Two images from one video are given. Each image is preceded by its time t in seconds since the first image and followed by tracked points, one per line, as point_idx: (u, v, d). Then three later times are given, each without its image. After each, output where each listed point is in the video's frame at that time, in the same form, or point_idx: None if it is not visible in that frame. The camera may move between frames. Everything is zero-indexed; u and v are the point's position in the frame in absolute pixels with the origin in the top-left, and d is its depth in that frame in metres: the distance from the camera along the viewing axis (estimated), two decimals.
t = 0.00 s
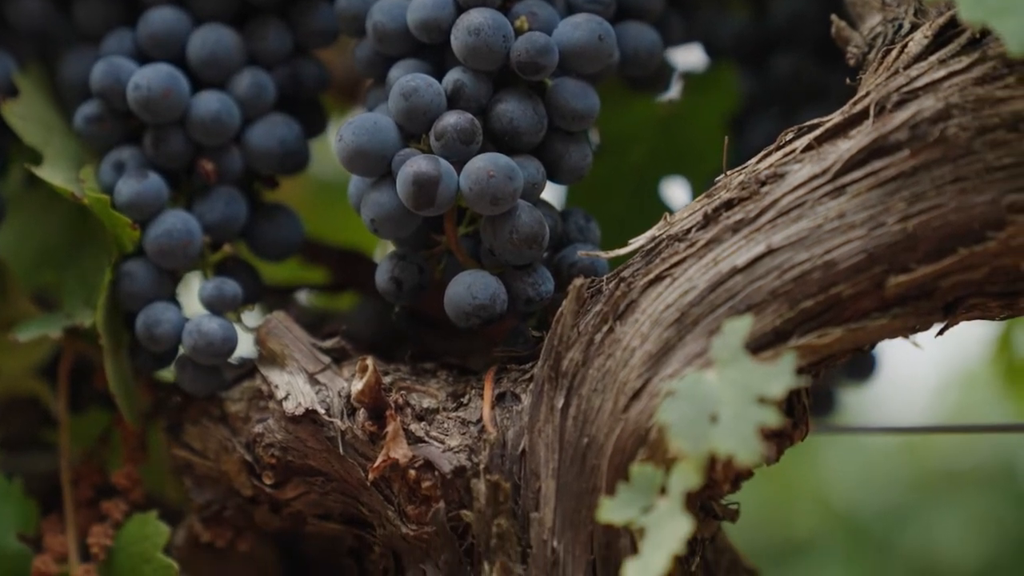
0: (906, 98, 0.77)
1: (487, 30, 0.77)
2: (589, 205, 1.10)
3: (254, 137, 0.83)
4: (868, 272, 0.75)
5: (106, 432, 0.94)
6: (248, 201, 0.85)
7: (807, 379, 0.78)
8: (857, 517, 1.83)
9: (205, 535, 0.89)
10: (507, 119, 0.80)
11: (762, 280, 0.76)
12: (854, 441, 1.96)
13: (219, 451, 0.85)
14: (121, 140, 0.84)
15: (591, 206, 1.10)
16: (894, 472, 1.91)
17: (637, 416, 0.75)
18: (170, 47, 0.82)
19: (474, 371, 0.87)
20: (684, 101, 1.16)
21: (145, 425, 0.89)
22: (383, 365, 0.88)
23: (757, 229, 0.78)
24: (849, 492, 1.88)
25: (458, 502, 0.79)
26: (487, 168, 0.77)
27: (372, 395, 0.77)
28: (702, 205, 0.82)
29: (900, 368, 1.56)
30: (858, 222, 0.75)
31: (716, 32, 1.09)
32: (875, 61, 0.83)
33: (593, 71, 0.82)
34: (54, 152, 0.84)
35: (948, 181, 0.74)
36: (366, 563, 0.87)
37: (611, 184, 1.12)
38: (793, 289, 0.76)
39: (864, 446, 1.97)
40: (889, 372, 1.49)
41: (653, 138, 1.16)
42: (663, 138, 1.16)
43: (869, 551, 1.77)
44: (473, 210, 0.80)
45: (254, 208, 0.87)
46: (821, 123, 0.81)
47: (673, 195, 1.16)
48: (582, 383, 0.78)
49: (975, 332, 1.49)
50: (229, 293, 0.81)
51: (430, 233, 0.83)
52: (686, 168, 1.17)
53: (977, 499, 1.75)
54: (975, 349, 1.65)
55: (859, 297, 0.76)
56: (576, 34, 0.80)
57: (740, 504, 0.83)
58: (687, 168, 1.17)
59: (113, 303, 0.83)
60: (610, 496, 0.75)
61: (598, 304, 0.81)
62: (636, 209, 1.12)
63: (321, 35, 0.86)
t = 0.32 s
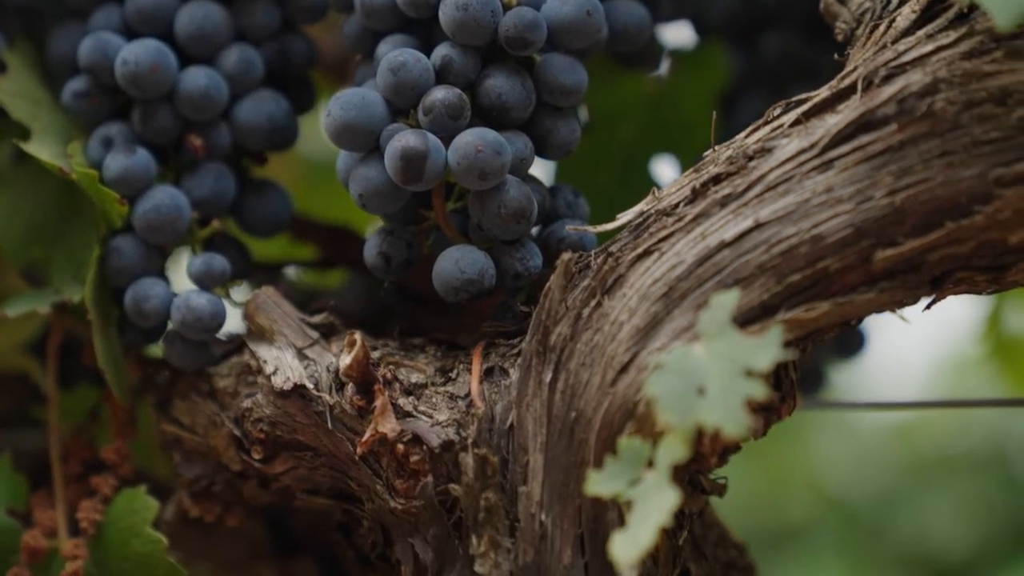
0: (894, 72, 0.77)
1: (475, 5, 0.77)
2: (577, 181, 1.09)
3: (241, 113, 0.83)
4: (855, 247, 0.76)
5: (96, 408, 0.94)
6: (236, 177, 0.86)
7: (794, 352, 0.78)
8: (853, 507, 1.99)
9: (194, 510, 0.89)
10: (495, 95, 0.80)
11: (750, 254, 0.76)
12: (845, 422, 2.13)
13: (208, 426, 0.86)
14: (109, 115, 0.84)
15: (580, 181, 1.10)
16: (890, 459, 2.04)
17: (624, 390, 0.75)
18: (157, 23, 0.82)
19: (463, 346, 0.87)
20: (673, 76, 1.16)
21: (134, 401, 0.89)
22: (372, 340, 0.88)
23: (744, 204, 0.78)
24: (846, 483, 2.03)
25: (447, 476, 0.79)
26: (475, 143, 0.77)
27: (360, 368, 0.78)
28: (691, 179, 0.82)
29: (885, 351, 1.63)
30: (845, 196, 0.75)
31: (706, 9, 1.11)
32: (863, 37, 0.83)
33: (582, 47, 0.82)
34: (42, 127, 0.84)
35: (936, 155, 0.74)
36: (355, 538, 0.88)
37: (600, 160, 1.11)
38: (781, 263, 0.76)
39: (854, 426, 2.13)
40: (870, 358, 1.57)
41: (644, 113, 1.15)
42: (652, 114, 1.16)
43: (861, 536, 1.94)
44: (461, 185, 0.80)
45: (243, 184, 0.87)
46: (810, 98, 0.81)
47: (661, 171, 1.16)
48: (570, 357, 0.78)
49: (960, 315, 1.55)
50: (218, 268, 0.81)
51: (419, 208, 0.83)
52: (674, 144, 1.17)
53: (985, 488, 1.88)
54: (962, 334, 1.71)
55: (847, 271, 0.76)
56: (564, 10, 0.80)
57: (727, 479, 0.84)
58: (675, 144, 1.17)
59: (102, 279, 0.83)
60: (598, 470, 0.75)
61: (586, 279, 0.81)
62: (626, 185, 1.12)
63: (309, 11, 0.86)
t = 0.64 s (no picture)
0: (882, 45, 0.77)
1: None
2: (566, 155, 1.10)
3: (229, 87, 0.82)
4: (842, 219, 0.76)
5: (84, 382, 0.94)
6: (225, 152, 0.85)
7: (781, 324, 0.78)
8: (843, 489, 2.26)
9: (184, 484, 0.89)
10: (483, 68, 0.80)
11: (737, 227, 0.76)
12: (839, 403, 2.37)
13: (197, 400, 0.86)
14: (97, 89, 0.84)
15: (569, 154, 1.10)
16: (879, 443, 2.29)
17: (612, 362, 0.75)
18: None
19: (451, 320, 0.87)
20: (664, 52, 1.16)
21: (122, 375, 0.90)
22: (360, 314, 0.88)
23: (732, 176, 0.78)
24: (834, 463, 2.30)
25: (435, 449, 0.79)
26: (463, 116, 0.76)
27: (348, 343, 0.78)
28: (679, 152, 0.82)
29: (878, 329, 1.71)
30: (833, 168, 0.75)
31: None
32: (851, 9, 0.83)
33: (570, 20, 0.82)
34: (29, 101, 0.84)
35: (923, 127, 0.75)
36: (344, 511, 0.88)
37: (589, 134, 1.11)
38: (769, 236, 0.76)
39: (849, 405, 2.37)
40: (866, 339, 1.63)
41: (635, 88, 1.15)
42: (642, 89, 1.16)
43: (857, 518, 2.21)
44: (449, 159, 0.80)
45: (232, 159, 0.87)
46: (798, 71, 0.81)
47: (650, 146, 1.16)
48: (558, 330, 0.78)
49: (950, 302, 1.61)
50: (206, 242, 0.81)
51: (407, 182, 0.83)
52: (663, 120, 1.17)
53: (964, 470, 2.17)
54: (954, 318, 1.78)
55: (835, 243, 0.76)
56: None
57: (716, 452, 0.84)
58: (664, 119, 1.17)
59: (90, 253, 0.83)
60: (586, 442, 0.75)
61: (574, 252, 0.81)
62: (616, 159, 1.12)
63: None
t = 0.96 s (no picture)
0: (870, 16, 0.76)
1: None
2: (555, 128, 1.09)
3: (217, 60, 0.82)
4: (830, 190, 0.76)
5: (73, 357, 0.94)
6: (213, 125, 0.85)
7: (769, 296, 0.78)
8: (840, 470, 2.34)
9: (173, 457, 0.91)
10: (471, 40, 0.79)
11: (725, 198, 0.76)
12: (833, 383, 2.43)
13: (186, 373, 0.86)
14: (84, 63, 0.84)
15: (557, 128, 1.10)
16: (873, 424, 2.37)
17: (600, 334, 0.75)
18: None
19: (440, 293, 0.87)
20: (652, 26, 1.16)
21: (111, 349, 0.90)
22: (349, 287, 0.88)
23: (720, 148, 0.78)
24: (829, 445, 2.36)
25: (424, 421, 0.79)
26: (451, 88, 0.76)
27: (336, 316, 0.79)
28: (667, 125, 0.82)
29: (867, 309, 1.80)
30: (821, 139, 0.75)
31: None
32: None
33: None
34: (16, 75, 0.83)
35: (910, 97, 0.74)
36: (333, 485, 0.88)
37: (578, 107, 1.11)
38: (757, 207, 0.76)
39: (842, 385, 2.43)
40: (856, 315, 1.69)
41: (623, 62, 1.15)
42: (631, 63, 1.16)
43: (851, 498, 2.30)
44: (437, 131, 0.80)
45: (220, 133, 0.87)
46: (786, 42, 0.80)
47: (638, 120, 1.16)
48: (546, 303, 0.78)
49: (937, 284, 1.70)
50: (194, 215, 0.81)
51: (395, 155, 0.83)
52: (651, 94, 1.17)
53: (959, 450, 2.28)
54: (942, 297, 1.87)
55: (823, 215, 0.76)
56: None
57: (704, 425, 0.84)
58: (652, 94, 1.17)
59: (78, 226, 0.83)
60: (574, 413, 0.75)
61: (562, 224, 0.81)
62: (604, 132, 1.12)
63: None
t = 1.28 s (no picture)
0: None
1: None
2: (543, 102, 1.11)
3: (203, 33, 0.82)
4: (818, 161, 0.74)
5: (63, 331, 0.94)
6: (200, 99, 0.85)
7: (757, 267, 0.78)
8: (832, 448, 2.54)
9: (162, 431, 0.92)
10: (458, 13, 0.79)
11: (712, 169, 0.75)
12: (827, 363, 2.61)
13: (175, 346, 0.87)
14: (71, 36, 0.84)
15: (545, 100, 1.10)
16: (862, 401, 2.56)
17: (588, 306, 0.74)
18: None
19: (428, 266, 0.87)
20: None
21: (100, 323, 0.90)
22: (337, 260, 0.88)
23: (708, 119, 0.77)
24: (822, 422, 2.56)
25: (412, 393, 0.79)
26: (439, 60, 0.76)
27: (324, 288, 0.79)
28: (654, 96, 0.82)
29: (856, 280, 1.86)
30: (809, 110, 0.74)
31: None
32: None
33: None
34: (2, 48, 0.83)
35: (898, 68, 0.72)
36: (322, 457, 0.89)
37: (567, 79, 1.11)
38: (745, 178, 0.75)
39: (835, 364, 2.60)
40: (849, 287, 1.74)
41: (613, 35, 1.15)
42: (621, 36, 1.15)
43: (845, 477, 2.50)
44: (425, 104, 0.80)
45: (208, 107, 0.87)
46: (774, 13, 0.79)
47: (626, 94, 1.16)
48: (535, 275, 0.78)
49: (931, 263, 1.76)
50: (182, 189, 0.81)
51: (384, 128, 0.83)
52: (640, 68, 1.17)
53: (953, 429, 2.46)
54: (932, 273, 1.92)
55: (811, 185, 0.75)
56: None
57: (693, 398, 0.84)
58: (641, 67, 1.17)
59: (66, 200, 0.83)
60: (562, 385, 0.75)
61: (551, 196, 0.80)
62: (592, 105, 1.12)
63: None
